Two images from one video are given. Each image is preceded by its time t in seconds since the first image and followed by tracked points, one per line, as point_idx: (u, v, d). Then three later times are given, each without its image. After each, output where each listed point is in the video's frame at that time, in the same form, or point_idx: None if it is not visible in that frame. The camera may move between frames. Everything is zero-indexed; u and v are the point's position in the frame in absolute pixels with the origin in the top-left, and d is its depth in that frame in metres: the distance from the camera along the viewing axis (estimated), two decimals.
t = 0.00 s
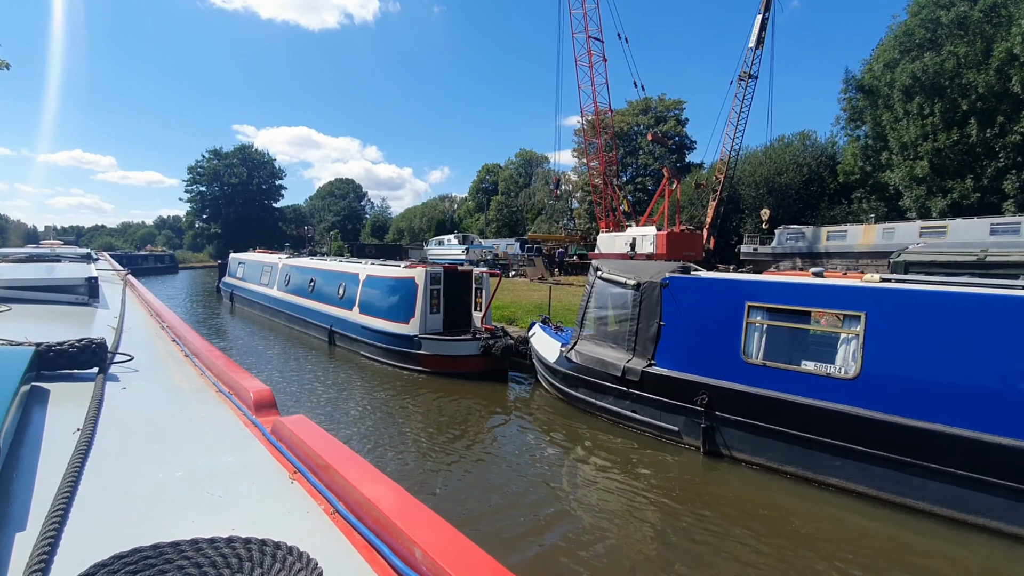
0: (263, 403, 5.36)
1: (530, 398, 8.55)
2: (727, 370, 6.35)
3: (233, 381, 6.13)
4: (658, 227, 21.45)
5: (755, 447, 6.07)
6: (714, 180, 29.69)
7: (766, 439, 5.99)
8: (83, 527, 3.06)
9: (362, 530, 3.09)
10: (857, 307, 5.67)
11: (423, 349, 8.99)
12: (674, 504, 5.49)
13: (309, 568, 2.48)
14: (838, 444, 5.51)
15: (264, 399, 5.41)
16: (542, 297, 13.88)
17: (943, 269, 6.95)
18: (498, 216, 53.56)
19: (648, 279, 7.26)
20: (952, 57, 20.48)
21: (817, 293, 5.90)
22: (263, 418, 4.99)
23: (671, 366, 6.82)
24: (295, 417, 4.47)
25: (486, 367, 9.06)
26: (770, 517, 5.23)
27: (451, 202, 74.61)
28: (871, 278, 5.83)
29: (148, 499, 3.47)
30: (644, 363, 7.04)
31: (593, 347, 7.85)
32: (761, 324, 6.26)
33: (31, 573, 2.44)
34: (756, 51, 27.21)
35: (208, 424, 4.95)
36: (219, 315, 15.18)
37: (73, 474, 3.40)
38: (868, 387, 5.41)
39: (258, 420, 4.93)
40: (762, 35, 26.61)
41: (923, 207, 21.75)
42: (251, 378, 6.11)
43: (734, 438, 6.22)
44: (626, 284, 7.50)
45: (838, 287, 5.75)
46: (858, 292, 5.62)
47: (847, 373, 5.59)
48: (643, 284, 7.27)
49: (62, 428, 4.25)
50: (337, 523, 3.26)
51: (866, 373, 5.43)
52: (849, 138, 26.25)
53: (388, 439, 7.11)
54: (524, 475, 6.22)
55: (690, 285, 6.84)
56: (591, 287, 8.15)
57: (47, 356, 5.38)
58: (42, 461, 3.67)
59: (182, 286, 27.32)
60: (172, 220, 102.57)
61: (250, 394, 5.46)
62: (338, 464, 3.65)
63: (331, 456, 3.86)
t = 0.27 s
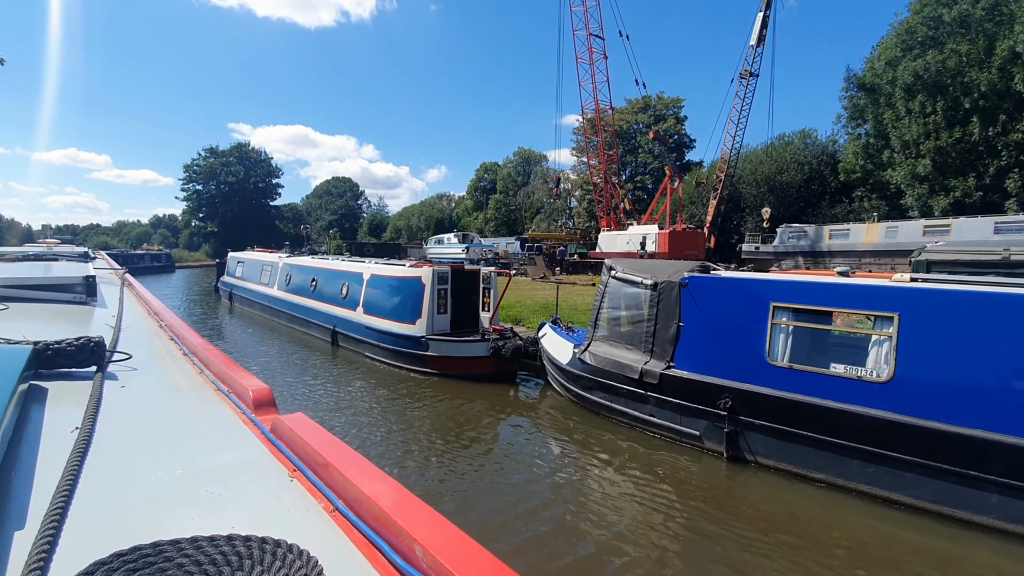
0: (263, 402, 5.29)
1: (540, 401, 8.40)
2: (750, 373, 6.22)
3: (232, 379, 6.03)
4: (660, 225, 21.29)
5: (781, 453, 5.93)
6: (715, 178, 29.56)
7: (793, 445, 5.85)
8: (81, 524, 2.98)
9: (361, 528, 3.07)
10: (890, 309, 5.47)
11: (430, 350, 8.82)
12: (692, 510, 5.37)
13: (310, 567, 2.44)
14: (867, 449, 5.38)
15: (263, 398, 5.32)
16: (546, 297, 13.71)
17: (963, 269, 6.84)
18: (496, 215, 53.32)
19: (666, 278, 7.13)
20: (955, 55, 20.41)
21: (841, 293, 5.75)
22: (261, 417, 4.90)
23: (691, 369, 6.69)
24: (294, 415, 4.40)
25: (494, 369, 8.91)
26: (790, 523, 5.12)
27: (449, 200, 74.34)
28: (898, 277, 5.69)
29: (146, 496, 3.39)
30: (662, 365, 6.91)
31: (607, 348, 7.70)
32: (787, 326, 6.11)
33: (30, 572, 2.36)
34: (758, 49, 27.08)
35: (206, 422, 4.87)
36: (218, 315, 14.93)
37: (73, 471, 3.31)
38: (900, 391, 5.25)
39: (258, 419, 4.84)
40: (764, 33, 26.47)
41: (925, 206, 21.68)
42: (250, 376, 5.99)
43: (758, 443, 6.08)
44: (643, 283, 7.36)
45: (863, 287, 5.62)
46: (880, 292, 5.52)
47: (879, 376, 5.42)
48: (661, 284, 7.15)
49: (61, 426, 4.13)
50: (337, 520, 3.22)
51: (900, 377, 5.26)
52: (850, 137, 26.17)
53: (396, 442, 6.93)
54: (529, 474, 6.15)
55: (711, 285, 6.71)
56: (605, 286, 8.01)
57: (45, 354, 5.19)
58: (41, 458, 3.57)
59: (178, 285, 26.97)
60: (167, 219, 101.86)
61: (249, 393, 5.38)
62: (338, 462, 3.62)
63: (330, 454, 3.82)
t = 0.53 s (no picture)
0: (259, 400, 5.23)
1: (550, 403, 8.26)
2: (774, 377, 6.08)
3: (227, 377, 5.95)
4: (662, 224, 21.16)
5: (809, 459, 5.78)
6: (715, 177, 29.46)
7: (820, 451, 5.72)
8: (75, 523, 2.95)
9: (358, 528, 3.06)
10: (924, 310, 5.29)
11: (438, 352, 8.66)
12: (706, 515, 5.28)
13: (306, 566, 2.42)
14: (896, 454, 5.27)
15: (260, 397, 5.26)
16: (552, 297, 13.55)
17: (984, 269, 6.71)
18: (495, 214, 53.11)
19: (684, 278, 6.99)
20: (957, 53, 20.34)
21: (864, 293, 5.61)
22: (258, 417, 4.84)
23: (712, 371, 6.55)
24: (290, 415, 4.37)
25: (504, 371, 8.76)
26: (806, 529, 5.04)
27: (447, 199, 74.06)
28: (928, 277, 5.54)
29: (140, 495, 3.35)
30: (682, 368, 6.76)
31: (622, 350, 7.55)
32: (813, 327, 5.95)
33: (25, 571, 2.37)
34: (759, 47, 26.97)
35: (202, 421, 4.81)
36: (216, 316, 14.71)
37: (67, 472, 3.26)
38: (933, 396, 5.11)
39: (255, 419, 4.79)
40: (765, 31, 26.37)
41: (927, 205, 21.62)
42: (246, 373, 5.91)
43: (784, 449, 5.94)
44: (660, 283, 7.22)
45: (890, 287, 5.47)
46: (901, 291, 5.41)
47: (913, 379, 5.27)
48: (679, 284, 7.00)
49: (57, 425, 4.08)
50: (333, 520, 3.21)
51: (934, 381, 5.11)
52: (851, 135, 26.11)
53: (405, 447, 6.78)
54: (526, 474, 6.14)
55: (731, 285, 6.56)
56: (620, 286, 7.86)
57: (41, 354, 5.04)
58: (37, 457, 3.53)
59: (175, 285, 26.69)
60: (163, 218, 101.20)
61: (245, 392, 5.32)
62: (335, 461, 3.60)
63: (327, 454, 3.80)
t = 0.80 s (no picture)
0: (257, 399, 5.24)
1: (561, 405, 8.11)
2: (800, 380, 5.92)
3: (226, 376, 5.96)
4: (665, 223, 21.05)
5: (838, 465, 5.66)
6: (716, 176, 29.37)
7: (852, 457, 5.58)
8: (75, 520, 2.97)
9: (357, 526, 3.10)
10: (961, 312, 5.13)
11: (446, 354, 8.51)
12: (721, 521, 5.19)
13: (305, 565, 2.43)
14: (927, 460, 5.17)
15: (258, 396, 5.27)
16: (557, 297, 13.41)
17: (1006, 269, 6.61)
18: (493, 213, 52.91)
19: (704, 278, 6.86)
20: (960, 52, 20.27)
21: (893, 294, 5.48)
22: (258, 417, 4.85)
23: (735, 375, 6.39)
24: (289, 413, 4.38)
25: (514, 373, 8.59)
26: (825, 535, 4.95)
27: (444, 197, 73.77)
28: (961, 278, 5.40)
29: (140, 493, 3.37)
30: (703, 370, 6.62)
31: (639, 352, 7.41)
32: (843, 329, 5.79)
33: (25, 569, 2.39)
34: (760, 45, 26.87)
35: (201, 420, 4.83)
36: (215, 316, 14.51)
37: (66, 470, 3.28)
38: (971, 401, 4.95)
39: (253, 418, 4.80)
40: (766, 29, 26.25)
41: (930, 204, 21.58)
42: (245, 372, 5.91)
43: (813, 454, 5.80)
44: (678, 284, 7.09)
45: (913, 287, 5.38)
46: (921, 290, 5.34)
47: (949, 384, 5.10)
48: (699, 284, 6.87)
49: (56, 423, 4.10)
50: (333, 518, 3.25)
51: (973, 386, 4.94)
52: (852, 134, 26.04)
53: (414, 450, 6.63)
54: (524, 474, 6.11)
55: (753, 286, 6.44)
56: (634, 287, 7.73)
57: (38, 352, 5.05)
58: (36, 454, 3.55)
59: (171, 284, 26.38)
60: (158, 216, 100.49)
61: (244, 391, 5.33)
62: (335, 460, 3.63)
63: (327, 452, 3.83)
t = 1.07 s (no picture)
0: (256, 401, 5.29)
1: (572, 410, 7.95)
2: (828, 387, 5.76)
3: (225, 377, 6.01)
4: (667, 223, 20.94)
5: (870, 475, 5.50)
6: (717, 176, 29.29)
7: (884, 466, 5.42)
8: (76, 522, 3.05)
9: (358, 528, 3.16)
10: (999, 316, 4.96)
11: (455, 357, 8.34)
12: (733, 527, 5.11)
13: (302, 567, 2.48)
14: (962, 470, 5.00)
15: (258, 397, 5.34)
16: (562, 297, 13.26)
17: None
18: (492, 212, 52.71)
19: (725, 280, 6.69)
20: (963, 52, 20.24)
21: (923, 297, 5.33)
22: (258, 419, 4.93)
23: (758, 380, 6.25)
24: (288, 415, 4.44)
25: (525, 377, 8.42)
26: (843, 543, 4.86)
27: (442, 197, 73.53)
28: (995, 280, 5.23)
29: (141, 495, 3.43)
30: (725, 375, 6.46)
31: (657, 355, 7.25)
32: (873, 333, 5.62)
33: (25, 571, 2.45)
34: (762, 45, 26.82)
35: (200, 421, 4.89)
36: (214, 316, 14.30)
37: (66, 472, 3.35)
38: (1012, 409, 4.77)
39: (253, 420, 4.87)
40: (768, 29, 26.18)
41: (932, 205, 21.53)
42: (243, 373, 5.98)
43: (843, 464, 5.64)
44: (697, 286, 6.92)
45: (928, 291, 5.30)
46: (933, 292, 5.28)
47: (987, 392, 4.93)
48: (719, 286, 6.70)
49: (56, 426, 4.18)
50: (332, 520, 3.30)
51: (1013, 393, 4.77)
52: (853, 134, 25.99)
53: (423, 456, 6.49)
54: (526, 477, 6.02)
55: (776, 287, 6.27)
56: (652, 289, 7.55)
57: (37, 353, 5.21)
58: (35, 456, 3.66)
59: (168, 284, 26.08)
60: (154, 216, 99.84)
61: (243, 393, 5.39)
62: (335, 462, 3.71)
63: (326, 455, 3.90)
